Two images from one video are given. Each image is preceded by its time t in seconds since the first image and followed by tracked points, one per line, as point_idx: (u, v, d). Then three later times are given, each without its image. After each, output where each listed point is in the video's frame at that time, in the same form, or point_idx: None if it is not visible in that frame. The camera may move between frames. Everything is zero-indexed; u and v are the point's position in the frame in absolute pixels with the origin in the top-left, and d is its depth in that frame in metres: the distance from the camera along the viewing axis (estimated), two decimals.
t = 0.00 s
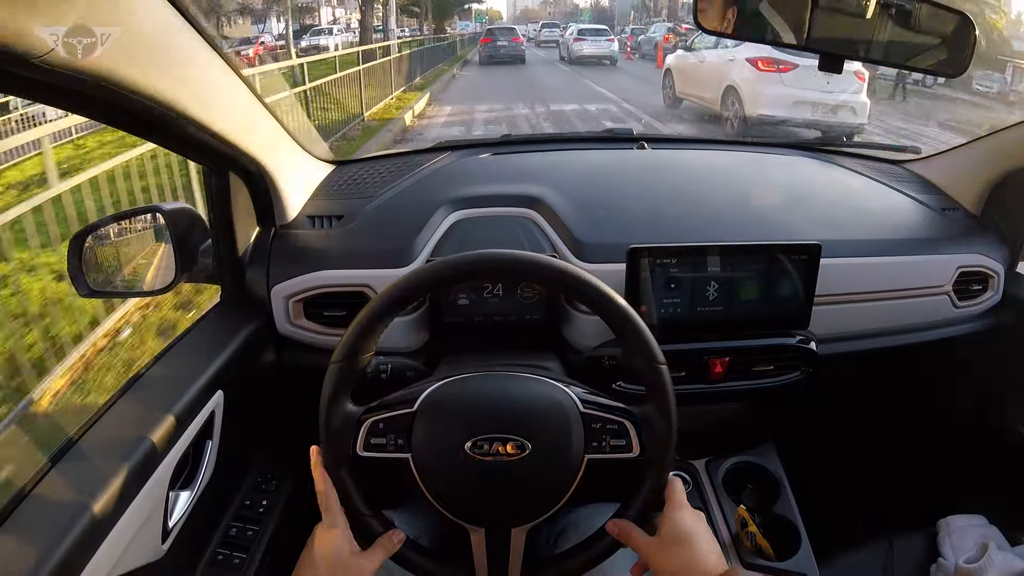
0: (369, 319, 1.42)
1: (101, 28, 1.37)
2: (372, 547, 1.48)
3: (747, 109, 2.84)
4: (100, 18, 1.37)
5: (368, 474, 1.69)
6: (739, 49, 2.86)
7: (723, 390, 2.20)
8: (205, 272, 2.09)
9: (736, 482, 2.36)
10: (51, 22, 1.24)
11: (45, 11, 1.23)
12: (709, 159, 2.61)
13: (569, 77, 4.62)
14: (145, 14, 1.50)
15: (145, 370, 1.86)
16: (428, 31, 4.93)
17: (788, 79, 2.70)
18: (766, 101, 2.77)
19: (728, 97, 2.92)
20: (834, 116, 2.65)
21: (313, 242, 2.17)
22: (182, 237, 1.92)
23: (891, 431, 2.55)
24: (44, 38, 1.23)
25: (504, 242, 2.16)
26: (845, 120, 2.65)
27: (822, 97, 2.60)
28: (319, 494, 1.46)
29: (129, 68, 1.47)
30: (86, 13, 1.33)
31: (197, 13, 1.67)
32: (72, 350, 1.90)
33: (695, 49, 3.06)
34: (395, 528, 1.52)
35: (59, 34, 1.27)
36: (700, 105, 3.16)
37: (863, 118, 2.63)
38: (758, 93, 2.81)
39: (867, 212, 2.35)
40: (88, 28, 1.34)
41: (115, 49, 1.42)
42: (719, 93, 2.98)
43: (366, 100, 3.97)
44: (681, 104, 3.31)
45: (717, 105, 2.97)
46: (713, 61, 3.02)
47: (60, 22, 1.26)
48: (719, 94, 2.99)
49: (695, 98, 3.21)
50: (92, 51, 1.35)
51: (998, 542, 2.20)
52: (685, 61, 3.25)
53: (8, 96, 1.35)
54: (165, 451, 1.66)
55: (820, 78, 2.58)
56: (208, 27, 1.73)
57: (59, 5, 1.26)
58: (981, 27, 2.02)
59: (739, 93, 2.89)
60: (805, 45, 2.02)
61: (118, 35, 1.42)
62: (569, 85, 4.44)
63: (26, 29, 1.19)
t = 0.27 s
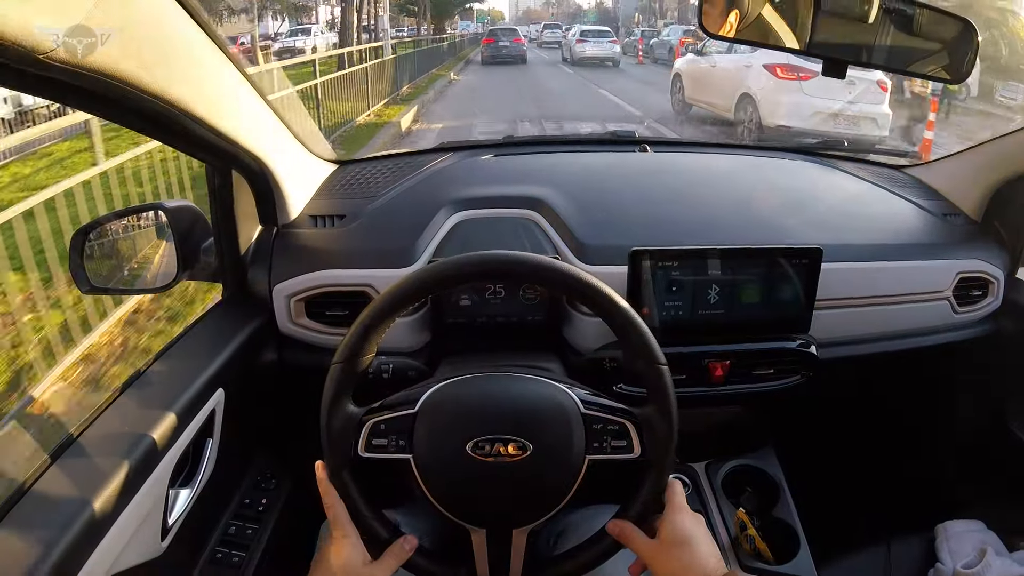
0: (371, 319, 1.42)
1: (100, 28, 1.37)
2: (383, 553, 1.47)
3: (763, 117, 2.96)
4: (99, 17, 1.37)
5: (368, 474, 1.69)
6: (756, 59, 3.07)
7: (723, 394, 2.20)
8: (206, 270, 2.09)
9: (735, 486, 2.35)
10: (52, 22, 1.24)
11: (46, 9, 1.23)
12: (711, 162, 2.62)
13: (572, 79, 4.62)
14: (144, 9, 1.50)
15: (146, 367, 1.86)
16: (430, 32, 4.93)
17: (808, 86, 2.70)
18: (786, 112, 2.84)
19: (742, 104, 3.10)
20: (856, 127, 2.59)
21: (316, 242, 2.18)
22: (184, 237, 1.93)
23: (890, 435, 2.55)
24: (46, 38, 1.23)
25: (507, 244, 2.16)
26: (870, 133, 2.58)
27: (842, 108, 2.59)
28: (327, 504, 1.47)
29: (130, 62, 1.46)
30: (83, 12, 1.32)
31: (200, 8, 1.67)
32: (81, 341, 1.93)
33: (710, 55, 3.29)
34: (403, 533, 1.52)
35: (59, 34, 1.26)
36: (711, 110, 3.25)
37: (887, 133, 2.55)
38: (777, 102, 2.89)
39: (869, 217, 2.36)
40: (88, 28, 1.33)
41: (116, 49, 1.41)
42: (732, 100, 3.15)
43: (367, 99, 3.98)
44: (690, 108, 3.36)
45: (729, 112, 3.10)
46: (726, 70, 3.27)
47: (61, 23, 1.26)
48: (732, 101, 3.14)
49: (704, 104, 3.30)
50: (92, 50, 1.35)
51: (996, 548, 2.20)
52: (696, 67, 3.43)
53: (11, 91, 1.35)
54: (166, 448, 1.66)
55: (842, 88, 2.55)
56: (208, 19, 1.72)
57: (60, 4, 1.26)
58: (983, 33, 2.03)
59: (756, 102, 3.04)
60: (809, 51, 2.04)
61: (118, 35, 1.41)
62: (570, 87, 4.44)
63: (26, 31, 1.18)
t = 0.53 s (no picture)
0: (367, 321, 1.43)
1: (101, 28, 1.39)
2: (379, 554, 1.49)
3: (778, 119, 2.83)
4: (102, 17, 1.39)
5: (366, 476, 1.70)
6: (768, 59, 2.96)
7: (721, 389, 2.21)
8: (204, 277, 2.10)
9: (735, 481, 2.36)
10: (51, 23, 1.25)
11: (50, 10, 1.25)
12: (705, 159, 2.62)
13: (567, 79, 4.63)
14: (142, 18, 1.52)
15: (146, 375, 1.87)
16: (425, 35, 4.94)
17: (824, 90, 2.68)
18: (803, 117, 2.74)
19: (753, 105, 2.98)
20: (878, 132, 2.58)
21: (312, 246, 2.18)
22: (180, 246, 1.92)
23: (890, 427, 2.55)
24: (44, 38, 1.24)
25: (502, 245, 2.15)
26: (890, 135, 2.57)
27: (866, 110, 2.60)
28: (325, 506, 1.51)
29: (127, 70, 1.47)
30: (85, 13, 1.34)
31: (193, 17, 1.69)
32: (81, 349, 2.00)
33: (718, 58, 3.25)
34: (400, 534, 1.53)
35: (58, 35, 1.27)
36: (716, 111, 3.12)
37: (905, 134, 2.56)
38: (793, 104, 2.80)
39: (863, 210, 2.36)
40: (88, 28, 1.35)
41: (115, 49, 1.43)
42: (744, 103, 3.03)
43: (364, 103, 3.99)
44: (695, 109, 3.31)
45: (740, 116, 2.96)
46: (738, 74, 3.16)
47: (59, 24, 1.27)
48: (743, 103, 3.02)
49: (712, 105, 3.19)
50: (92, 51, 1.37)
51: (999, 537, 2.20)
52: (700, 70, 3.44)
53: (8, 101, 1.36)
54: (167, 454, 1.67)
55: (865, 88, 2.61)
56: (204, 28, 1.73)
57: (61, 7, 1.27)
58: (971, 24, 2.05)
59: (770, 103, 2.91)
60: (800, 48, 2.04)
61: (116, 36, 1.43)
62: (566, 87, 4.45)
63: (26, 31, 1.20)
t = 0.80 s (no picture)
0: (370, 326, 1.46)
1: (101, 28, 1.40)
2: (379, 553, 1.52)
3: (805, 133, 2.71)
4: (99, 17, 1.39)
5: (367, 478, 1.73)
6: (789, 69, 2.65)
7: (720, 394, 2.23)
8: (209, 282, 2.14)
9: (736, 484, 2.38)
10: (51, 23, 1.27)
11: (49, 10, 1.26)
12: (703, 165, 2.65)
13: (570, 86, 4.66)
14: (148, 24, 1.54)
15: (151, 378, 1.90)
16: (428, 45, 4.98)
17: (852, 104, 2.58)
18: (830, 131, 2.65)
19: (774, 117, 2.80)
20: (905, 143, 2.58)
21: (316, 252, 2.22)
22: (187, 248, 1.96)
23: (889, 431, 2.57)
24: (44, 37, 1.26)
25: (502, 251, 2.19)
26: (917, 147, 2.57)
27: (894, 123, 2.54)
28: (326, 505, 1.54)
29: (130, 75, 1.49)
30: (87, 15, 1.36)
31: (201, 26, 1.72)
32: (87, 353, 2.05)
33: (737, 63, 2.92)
34: (400, 534, 1.56)
35: (58, 35, 1.29)
36: (732, 123, 2.97)
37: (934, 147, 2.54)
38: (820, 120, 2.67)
39: (861, 215, 2.38)
40: (88, 27, 1.36)
41: (115, 49, 1.44)
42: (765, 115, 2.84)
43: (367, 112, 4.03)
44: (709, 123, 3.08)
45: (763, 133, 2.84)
46: (755, 80, 2.89)
47: (60, 24, 1.29)
48: (762, 116, 2.85)
49: (725, 116, 3.01)
50: (93, 51, 1.38)
51: (998, 539, 2.21)
52: (714, 80, 3.09)
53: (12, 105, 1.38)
54: (172, 455, 1.70)
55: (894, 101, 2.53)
56: (209, 36, 1.76)
57: (64, 7, 1.29)
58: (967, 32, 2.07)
59: (794, 115, 2.72)
60: (797, 58, 2.10)
61: (116, 36, 1.44)
62: (569, 94, 4.48)
63: (27, 31, 1.22)
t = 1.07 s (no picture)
0: (370, 337, 1.45)
1: (101, 28, 1.40)
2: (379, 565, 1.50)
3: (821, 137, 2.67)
4: (100, 17, 1.40)
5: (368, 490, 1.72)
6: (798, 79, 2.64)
7: (722, 402, 2.22)
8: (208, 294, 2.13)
9: (737, 492, 2.35)
10: (52, 24, 1.27)
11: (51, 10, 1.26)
12: (703, 172, 2.64)
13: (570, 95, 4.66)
14: (144, 35, 1.54)
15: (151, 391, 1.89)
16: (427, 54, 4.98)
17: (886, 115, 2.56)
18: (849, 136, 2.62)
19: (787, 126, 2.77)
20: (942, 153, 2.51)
21: (316, 263, 2.21)
22: (186, 259, 1.96)
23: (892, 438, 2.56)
24: (44, 38, 1.26)
25: (502, 261, 2.18)
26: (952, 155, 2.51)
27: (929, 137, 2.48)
28: (326, 516, 1.52)
29: (125, 85, 1.48)
30: (88, 15, 1.36)
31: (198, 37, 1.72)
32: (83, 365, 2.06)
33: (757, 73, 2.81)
34: (400, 546, 1.54)
35: (59, 35, 1.29)
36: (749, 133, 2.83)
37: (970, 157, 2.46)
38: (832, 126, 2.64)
39: (862, 221, 2.38)
40: (88, 28, 1.36)
41: (114, 49, 1.44)
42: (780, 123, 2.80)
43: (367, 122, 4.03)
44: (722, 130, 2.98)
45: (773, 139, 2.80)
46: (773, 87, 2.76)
47: (62, 23, 1.29)
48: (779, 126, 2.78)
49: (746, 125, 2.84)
50: (92, 51, 1.38)
51: (1002, 546, 2.20)
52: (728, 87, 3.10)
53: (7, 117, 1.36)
54: (171, 469, 1.69)
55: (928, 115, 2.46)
56: (205, 46, 1.76)
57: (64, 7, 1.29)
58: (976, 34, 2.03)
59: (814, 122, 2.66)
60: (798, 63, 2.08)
61: (116, 36, 1.44)
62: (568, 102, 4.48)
63: (21, 37, 1.22)
